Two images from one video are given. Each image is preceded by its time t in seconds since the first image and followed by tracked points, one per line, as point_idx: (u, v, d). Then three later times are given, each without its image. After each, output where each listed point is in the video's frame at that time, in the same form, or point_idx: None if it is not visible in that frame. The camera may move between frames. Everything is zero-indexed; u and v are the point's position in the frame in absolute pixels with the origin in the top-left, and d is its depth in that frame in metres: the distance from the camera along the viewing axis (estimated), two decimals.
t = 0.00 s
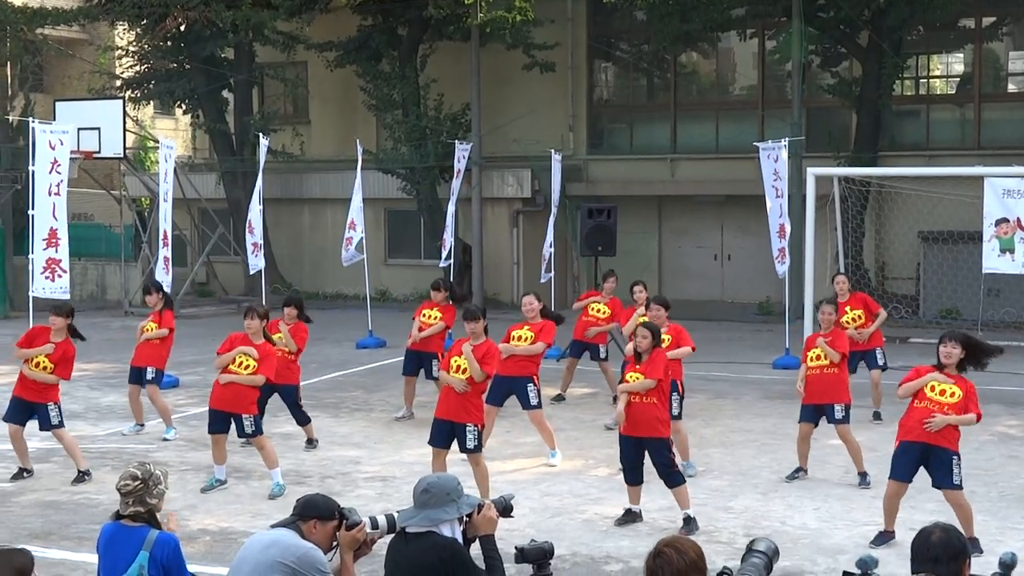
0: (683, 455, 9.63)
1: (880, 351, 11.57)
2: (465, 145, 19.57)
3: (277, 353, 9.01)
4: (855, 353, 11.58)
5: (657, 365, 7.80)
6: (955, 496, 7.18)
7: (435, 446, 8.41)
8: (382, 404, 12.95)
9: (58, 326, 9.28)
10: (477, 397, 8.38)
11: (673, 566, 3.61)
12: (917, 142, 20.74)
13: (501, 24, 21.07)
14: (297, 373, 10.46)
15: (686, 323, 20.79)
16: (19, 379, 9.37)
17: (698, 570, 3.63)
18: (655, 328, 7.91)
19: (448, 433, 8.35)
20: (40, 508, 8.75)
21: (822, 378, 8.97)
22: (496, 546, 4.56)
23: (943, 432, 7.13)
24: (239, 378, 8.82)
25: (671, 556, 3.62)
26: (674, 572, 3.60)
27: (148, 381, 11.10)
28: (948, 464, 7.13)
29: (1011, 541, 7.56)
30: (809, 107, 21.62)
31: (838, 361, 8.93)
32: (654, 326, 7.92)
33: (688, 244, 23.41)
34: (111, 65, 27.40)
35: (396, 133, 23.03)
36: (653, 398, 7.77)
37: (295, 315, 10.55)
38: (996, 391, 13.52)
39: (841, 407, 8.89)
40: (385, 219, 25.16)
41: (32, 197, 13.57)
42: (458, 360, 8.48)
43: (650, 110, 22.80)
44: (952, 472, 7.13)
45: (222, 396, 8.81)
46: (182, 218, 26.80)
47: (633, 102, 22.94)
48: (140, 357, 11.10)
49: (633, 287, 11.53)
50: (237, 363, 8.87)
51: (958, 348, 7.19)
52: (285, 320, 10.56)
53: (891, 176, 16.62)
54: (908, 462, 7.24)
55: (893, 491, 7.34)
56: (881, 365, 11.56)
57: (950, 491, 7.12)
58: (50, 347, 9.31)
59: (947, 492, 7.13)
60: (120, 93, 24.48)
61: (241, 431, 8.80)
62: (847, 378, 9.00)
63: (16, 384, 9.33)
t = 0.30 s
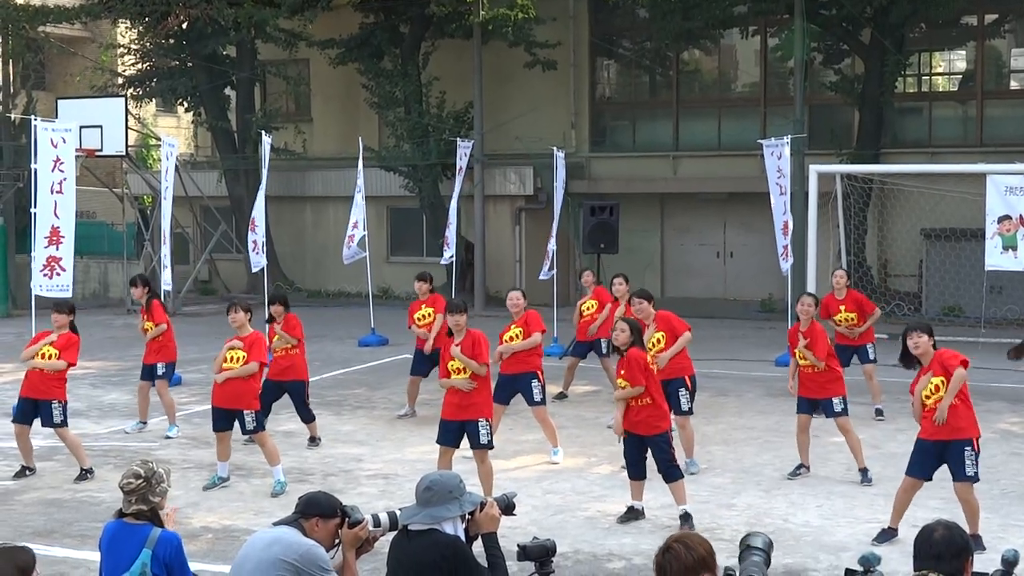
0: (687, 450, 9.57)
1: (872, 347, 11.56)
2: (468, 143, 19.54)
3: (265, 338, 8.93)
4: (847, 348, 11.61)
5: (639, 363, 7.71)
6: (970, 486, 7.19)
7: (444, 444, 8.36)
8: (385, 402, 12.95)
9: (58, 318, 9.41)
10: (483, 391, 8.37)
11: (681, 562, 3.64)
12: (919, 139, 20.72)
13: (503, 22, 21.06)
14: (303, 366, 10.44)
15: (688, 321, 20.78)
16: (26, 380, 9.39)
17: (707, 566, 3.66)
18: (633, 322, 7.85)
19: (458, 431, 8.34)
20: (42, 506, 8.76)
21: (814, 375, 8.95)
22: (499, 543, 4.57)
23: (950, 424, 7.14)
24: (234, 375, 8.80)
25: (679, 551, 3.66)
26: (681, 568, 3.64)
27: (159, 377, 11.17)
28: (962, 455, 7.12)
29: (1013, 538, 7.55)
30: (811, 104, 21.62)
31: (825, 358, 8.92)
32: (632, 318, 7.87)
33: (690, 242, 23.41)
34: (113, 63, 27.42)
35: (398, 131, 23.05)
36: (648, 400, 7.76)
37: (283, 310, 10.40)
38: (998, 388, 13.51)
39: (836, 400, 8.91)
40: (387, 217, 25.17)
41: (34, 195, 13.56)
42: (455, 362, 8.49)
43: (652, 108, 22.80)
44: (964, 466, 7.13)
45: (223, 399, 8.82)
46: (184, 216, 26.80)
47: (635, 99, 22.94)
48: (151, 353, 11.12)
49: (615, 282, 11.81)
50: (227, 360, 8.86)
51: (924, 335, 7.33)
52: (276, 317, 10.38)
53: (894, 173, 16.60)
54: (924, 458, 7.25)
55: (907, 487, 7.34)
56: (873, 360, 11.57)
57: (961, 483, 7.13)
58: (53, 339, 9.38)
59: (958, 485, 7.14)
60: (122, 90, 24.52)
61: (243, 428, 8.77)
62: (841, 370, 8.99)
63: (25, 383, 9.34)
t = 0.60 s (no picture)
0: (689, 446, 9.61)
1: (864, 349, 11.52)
2: (470, 141, 19.53)
3: (264, 329, 8.92)
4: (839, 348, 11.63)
5: (648, 372, 7.71)
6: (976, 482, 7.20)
7: (446, 441, 8.36)
8: (387, 400, 12.95)
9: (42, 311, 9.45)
10: (490, 391, 8.40)
11: (699, 557, 3.67)
12: (921, 137, 20.70)
13: (505, 20, 21.02)
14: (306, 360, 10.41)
15: (690, 318, 20.76)
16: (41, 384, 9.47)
17: (725, 563, 3.69)
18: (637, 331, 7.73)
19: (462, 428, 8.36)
20: (45, 503, 8.77)
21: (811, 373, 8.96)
22: (501, 541, 4.57)
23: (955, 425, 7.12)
24: (240, 375, 8.83)
25: (697, 547, 3.69)
26: (698, 563, 3.66)
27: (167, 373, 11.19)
28: (966, 454, 7.12)
29: (1015, 536, 7.55)
30: (813, 101, 21.61)
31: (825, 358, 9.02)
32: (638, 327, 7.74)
33: (692, 239, 23.39)
34: (115, 61, 27.47)
35: (400, 129, 23.06)
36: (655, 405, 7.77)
37: (274, 304, 10.46)
38: (1000, 385, 13.49)
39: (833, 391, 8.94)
40: (389, 215, 25.16)
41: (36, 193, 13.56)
42: (462, 360, 8.38)
43: (654, 105, 22.80)
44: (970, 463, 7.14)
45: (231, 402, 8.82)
46: (186, 214, 26.83)
47: (637, 97, 22.93)
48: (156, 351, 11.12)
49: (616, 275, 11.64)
50: (233, 358, 8.91)
51: (923, 334, 7.23)
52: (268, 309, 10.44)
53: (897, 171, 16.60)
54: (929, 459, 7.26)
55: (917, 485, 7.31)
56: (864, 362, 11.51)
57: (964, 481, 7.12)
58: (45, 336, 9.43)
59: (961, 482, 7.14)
60: (124, 88, 24.54)
61: (256, 421, 8.80)
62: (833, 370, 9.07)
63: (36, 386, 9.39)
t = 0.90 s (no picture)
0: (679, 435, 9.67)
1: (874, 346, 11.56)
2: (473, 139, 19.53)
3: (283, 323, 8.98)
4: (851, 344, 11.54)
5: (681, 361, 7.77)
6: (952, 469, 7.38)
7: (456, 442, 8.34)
8: (389, 397, 12.95)
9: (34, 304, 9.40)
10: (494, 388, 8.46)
11: (723, 550, 3.79)
12: (924, 135, 20.68)
13: (507, 17, 20.97)
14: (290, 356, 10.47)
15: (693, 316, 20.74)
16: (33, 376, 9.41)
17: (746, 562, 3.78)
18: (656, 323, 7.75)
19: (473, 427, 8.34)
20: (48, 501, 8.77)
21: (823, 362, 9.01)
22: (503, 539, 4.57)
23: (941, 411, 7.26)
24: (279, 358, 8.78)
25: (724, 540, 3.80)
26: (721, 554, 3.78)
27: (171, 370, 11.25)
28: (950, 440, 7.26)
29: (1018, 534, 7.54)
30: (815, 99, 21.59)
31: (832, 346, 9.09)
32: (662, 319, 7.78)
33: (695, 237, 23.37)
34: (118, 59, 27.50)
35: (403, 126, 23.06)
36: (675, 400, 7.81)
37: (274, 301, 10.55)
38: (1002, 383, 13.48)
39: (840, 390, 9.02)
40: (391, 213, 25.14)
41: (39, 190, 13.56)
42: (474, 353, 8.37)
43: (657, 103, 22.78)
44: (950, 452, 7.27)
45: (243, 396, 8.85)
46: (188, 212, 26.85)
47: (640, 94, 22.91)
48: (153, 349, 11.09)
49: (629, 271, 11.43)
50: (246, 350, 8.86)
51: (926, 316, 7.34)
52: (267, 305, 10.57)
53: (900, 168, 16.59)
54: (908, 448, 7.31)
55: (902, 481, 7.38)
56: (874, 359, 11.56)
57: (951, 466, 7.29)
58: (37, 328, 9.35)
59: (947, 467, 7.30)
60: (127, 86, 24.56)
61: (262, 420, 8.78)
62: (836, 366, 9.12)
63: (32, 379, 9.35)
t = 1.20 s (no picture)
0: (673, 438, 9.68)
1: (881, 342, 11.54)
2: (475, 137, 19.53)
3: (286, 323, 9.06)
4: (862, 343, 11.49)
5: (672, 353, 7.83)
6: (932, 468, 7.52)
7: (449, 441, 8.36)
8: (391, 396, 12.96)
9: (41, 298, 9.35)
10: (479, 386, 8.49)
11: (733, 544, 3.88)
12: (925, 133, 20.67)
13: (509, 16, 20.94)
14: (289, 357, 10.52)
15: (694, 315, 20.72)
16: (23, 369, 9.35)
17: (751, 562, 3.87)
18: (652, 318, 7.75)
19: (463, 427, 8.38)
20: (50, 499, 8.78)
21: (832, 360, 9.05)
22: (505, 537, 4.58)
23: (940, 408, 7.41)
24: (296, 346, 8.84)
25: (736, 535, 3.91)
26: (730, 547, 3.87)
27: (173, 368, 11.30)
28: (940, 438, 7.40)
29: (1019, 533, 7.54)
30: (817, 97, 21.58)
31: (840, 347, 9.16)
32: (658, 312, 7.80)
33: (696, 236, 23.35)
34: (119, 57, 27.51)
35: (404, 125, 23.04)
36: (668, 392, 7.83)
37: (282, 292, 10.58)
38: (1002, 382, 13.48)
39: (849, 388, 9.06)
40: (392, 212, 25.14)
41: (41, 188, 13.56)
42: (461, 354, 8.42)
43: (658, 102, 22.77)
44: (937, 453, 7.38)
45: (240, 393, 8.80)
46: (190, 211, 26.86)
47: (642, 93, 22.89)
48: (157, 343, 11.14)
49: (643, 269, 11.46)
50: (251, 347, 8.84)
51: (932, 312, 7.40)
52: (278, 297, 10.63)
53: (901, 167, 16.59)
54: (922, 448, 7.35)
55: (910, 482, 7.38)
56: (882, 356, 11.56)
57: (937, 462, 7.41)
58: (42, 322, 9.35)
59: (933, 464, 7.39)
60: (128, 85, 24.55)
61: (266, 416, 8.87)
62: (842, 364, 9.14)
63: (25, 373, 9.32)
